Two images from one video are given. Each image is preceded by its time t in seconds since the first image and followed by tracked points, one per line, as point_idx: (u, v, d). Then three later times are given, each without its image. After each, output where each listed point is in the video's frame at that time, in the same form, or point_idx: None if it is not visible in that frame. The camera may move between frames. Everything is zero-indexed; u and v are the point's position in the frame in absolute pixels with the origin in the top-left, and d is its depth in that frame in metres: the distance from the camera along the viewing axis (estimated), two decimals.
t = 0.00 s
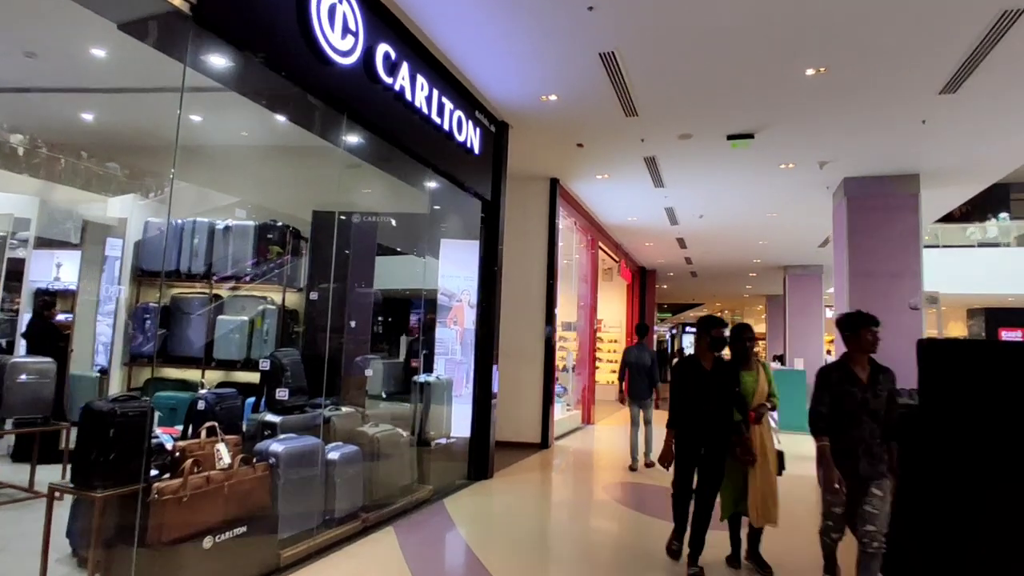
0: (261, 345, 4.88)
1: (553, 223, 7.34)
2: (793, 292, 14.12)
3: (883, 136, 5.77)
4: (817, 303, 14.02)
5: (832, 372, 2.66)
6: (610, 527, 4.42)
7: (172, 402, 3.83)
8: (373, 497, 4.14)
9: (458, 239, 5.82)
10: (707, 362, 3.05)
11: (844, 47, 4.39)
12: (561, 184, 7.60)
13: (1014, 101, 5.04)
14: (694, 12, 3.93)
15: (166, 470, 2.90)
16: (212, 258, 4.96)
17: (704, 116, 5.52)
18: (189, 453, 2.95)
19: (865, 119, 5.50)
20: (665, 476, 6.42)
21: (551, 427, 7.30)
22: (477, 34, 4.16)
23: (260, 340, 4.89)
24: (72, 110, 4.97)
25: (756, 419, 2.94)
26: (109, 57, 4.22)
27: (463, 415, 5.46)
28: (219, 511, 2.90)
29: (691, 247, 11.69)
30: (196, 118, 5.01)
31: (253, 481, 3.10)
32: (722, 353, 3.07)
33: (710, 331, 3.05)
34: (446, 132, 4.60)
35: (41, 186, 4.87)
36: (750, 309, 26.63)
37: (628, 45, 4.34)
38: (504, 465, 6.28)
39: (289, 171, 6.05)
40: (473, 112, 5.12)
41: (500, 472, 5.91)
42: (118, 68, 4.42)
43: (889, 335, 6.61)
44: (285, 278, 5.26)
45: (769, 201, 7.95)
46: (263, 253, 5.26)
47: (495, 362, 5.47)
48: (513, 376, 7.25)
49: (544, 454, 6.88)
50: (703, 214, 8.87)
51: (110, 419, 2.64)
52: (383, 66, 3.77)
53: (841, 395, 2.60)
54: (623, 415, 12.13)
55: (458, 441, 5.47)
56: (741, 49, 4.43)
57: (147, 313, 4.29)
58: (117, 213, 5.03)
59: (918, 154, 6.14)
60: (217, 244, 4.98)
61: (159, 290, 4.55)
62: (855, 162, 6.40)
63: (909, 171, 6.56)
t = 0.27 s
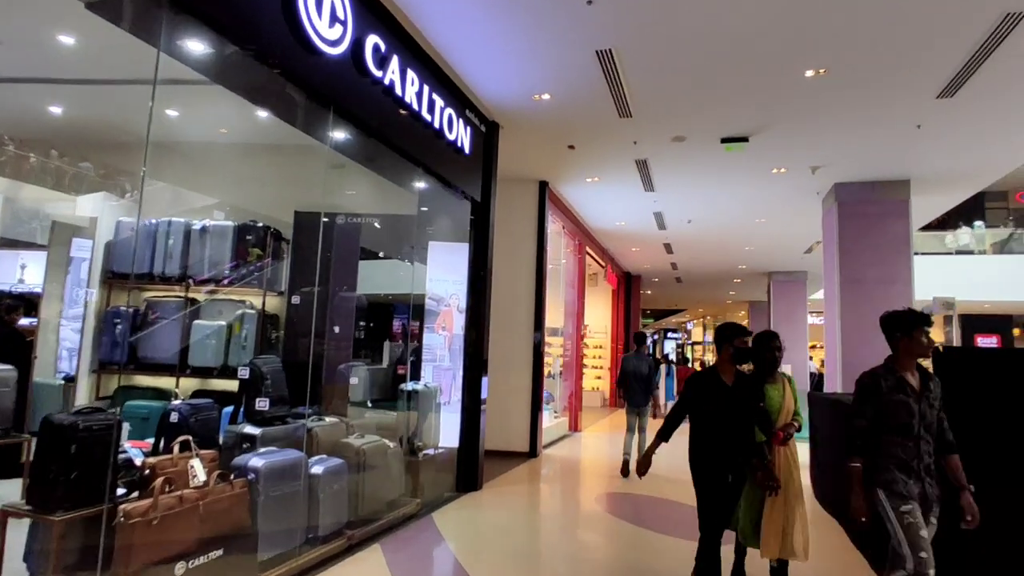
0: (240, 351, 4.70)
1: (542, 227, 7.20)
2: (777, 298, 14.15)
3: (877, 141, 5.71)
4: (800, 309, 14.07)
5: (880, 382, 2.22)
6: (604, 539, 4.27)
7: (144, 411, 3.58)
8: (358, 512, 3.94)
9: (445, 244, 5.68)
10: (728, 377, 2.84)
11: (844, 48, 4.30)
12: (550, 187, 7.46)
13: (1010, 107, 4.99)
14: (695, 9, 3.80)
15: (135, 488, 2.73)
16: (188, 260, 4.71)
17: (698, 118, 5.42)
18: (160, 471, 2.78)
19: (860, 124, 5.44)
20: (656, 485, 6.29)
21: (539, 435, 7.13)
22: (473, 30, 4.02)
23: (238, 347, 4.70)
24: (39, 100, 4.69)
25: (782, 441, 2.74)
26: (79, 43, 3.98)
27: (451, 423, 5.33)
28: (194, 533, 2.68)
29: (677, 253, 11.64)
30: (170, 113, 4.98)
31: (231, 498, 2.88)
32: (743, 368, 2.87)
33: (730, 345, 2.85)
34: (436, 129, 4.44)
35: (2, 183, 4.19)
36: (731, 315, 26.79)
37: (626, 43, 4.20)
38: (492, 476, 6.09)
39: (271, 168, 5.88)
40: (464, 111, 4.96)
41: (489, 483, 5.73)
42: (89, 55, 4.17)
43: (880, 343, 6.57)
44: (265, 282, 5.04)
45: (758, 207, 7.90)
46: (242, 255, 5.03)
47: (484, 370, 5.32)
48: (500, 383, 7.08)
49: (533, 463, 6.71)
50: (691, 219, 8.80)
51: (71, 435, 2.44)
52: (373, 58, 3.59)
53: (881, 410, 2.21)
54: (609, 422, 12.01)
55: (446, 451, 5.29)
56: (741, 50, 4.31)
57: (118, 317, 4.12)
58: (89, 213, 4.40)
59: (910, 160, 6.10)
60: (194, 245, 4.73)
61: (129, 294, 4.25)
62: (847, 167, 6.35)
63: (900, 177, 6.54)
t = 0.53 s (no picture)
0: (195, 352, 4.34)
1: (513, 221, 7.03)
2: (742, 294, 14.31)
3: (848, 137, 5.74)
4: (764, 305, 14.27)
5: (940, 390, 1.77)
6: (583, 542, 4.12)
7: (88, 417, 3.29)
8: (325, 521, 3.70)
9: (415, 239, 5.48)
10: (749, 373, 2.32)
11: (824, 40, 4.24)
12: (521, 181, 7.30)
13: (979, 103, 5.03)
14: None
15: (76, 505, 2.50)
16: (137, 256, 4.37)
17: (674, 110, 5.32)
18: (105, 487, 2.57)
19: (833, 119, 5.43)
20: (631, 484, 6.20)
21: (511, 435, 6.97)
22: (447, 10, 3.82)
23: (194, 347, 4.35)
24: None
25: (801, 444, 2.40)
26: (13, 12, 3.64)
27: (423, 425, 5.08)
28: (144, 552, 2.50)
29: (645, 249, 11.64)
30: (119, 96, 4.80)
31: (187, 513, 2.70)
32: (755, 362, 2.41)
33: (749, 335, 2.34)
34: (407, 116, 4.22)
35: None
36: (693, 312, 27.16)
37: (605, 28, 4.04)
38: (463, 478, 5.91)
39: (228, 159, 5.51)
40: (435, 99, 4.75)
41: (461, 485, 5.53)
42: (24, 27, 3.82)
43: (848, 338, 6.63)
44: (223, 278, 4.67)
45: (728, 202, 7.90)
46: (198, 251, 4.67)
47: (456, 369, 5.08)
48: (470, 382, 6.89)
49: (504, 464, 6.54)
50: (661, 215, 8.77)
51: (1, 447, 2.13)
52: (341, 37, 3.36)
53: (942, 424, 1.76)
54: (577, 419, 11.95)
55: (417, 454, 5.06)
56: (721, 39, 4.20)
57: (58, 316, 3.91)
58: (24, 202, 4.16)
59: (879, 156, 6.15)
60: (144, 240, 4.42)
61: (74, 291, 4.01)
62: (818, 162, 6.37)
63: (868, 173, 6.60)
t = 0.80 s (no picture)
0: (130, 363, 4.03)
1: (470, 224, 6.87)
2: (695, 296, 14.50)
3: (803, 141, 5.82)
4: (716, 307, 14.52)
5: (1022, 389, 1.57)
6: (551, 553, 3.98)
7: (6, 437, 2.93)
8: (277, 542, 3.45)
9: (371, 240, 5.25)
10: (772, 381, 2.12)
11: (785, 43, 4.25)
12: (479, 182, 7.14)
13: (928, 109, 5.17)
14: None
15: None
16: (64, 258, 4.05)
17: (636, 111, 5.27)
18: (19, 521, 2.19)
19: (790, 123, 5.49)
20: (593, 490, 6.10)
21: (470, 443, 6.78)
22: None
23: (128, 358, 4.04)
24: None
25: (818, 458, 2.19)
26: None
27: (380, 436, 4.84)
28: None
29: (601, 253, 11.66)
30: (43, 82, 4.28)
31: (120, 546, 2.39)
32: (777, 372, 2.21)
33: (774, 340, 2.15)
34: (364, 111, 4.01)
35: None
36: (645, 314, 27.53)
37: (570, 24, 3.92)
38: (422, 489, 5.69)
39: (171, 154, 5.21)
40: (393, 94, 4.55)
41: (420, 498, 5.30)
42: None
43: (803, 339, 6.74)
44: (161, 283, 4.43)
45: (685, 205, 7.95)
46: (132, 254, 4.47)
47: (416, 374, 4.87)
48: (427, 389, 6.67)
49: (464, 473, 6.34)
50: (618, 218, 8.76)
51: None
52: (294, 23, 3.14)
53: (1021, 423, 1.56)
54: (534, 425, 11.83)
55: (374, 466, 4.81)
56: (685, 39, 4.16)
57: None
58: None
59: (832, 160, 6.28)
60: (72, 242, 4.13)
61: None
62: (773, 166, 6.45)
63: (820, 177, 6.74)
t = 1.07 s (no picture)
0: (51, 374, 3.69)
1: (424, 226, 6.66)
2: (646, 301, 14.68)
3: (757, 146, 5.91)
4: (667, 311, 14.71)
5: None
6: (509, 565, 3.83)
7: None
8: (216, 568, 3.14)
9: (320, 238, 4.88)
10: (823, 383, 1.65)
11: (745, 44, 4.25)
12: (432, 184, 6.97)
13: (875, 117, 5.32)
14: None
15: None
16: None
17: (595, 112, 5.22)
18: None
19: (744, 128, 5.55)
20: (552, 497, 5.99)
21: (424, 452, 6.56)
22: None
23: (50, 369, 3.70)
24: None
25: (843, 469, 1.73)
26: None
27: (330, 449, 4.43)
28: None
29: (555, 257, 11.62)
30: None
31: None
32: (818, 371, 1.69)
33: (822, 338, 1.65)
34: (313, 104, 3.78)
35: None
36: (596, 319, 27.74)
37: (532, 18, 3.82)
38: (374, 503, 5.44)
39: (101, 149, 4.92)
40: (344, 89, 4.33)
41: (373, 513, 5.05)
42: None
43: (756, 342, 6.83)
44: (88, 287, 4.24)
45: (639, 209, 7.97)
46: (55, 254, 4.13)
47: (368, 380, 4.50)
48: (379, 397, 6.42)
49: (418, 484, 6.12)
50: (573, 221, 8.72)
51: None
52: (237, 5, 2.90)
53: None
54: (488, 431, 11.64)
55: (325, 481, 4.43)
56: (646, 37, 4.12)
57: None
58: None
59: (783, 166, 6.41)
60: None
61: None
62: (726, 171, 6.54)
63: (772, 183, 6.87)
